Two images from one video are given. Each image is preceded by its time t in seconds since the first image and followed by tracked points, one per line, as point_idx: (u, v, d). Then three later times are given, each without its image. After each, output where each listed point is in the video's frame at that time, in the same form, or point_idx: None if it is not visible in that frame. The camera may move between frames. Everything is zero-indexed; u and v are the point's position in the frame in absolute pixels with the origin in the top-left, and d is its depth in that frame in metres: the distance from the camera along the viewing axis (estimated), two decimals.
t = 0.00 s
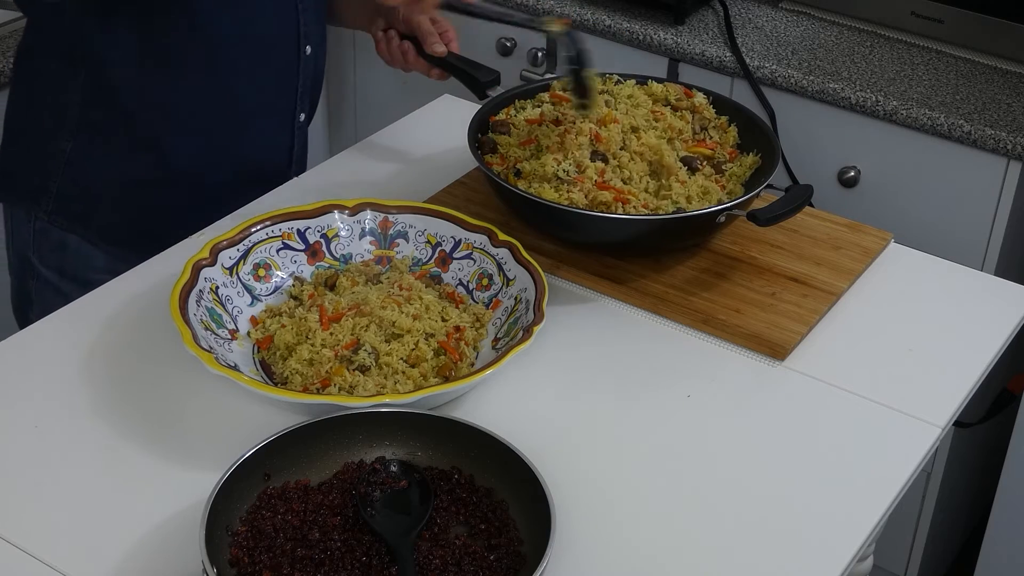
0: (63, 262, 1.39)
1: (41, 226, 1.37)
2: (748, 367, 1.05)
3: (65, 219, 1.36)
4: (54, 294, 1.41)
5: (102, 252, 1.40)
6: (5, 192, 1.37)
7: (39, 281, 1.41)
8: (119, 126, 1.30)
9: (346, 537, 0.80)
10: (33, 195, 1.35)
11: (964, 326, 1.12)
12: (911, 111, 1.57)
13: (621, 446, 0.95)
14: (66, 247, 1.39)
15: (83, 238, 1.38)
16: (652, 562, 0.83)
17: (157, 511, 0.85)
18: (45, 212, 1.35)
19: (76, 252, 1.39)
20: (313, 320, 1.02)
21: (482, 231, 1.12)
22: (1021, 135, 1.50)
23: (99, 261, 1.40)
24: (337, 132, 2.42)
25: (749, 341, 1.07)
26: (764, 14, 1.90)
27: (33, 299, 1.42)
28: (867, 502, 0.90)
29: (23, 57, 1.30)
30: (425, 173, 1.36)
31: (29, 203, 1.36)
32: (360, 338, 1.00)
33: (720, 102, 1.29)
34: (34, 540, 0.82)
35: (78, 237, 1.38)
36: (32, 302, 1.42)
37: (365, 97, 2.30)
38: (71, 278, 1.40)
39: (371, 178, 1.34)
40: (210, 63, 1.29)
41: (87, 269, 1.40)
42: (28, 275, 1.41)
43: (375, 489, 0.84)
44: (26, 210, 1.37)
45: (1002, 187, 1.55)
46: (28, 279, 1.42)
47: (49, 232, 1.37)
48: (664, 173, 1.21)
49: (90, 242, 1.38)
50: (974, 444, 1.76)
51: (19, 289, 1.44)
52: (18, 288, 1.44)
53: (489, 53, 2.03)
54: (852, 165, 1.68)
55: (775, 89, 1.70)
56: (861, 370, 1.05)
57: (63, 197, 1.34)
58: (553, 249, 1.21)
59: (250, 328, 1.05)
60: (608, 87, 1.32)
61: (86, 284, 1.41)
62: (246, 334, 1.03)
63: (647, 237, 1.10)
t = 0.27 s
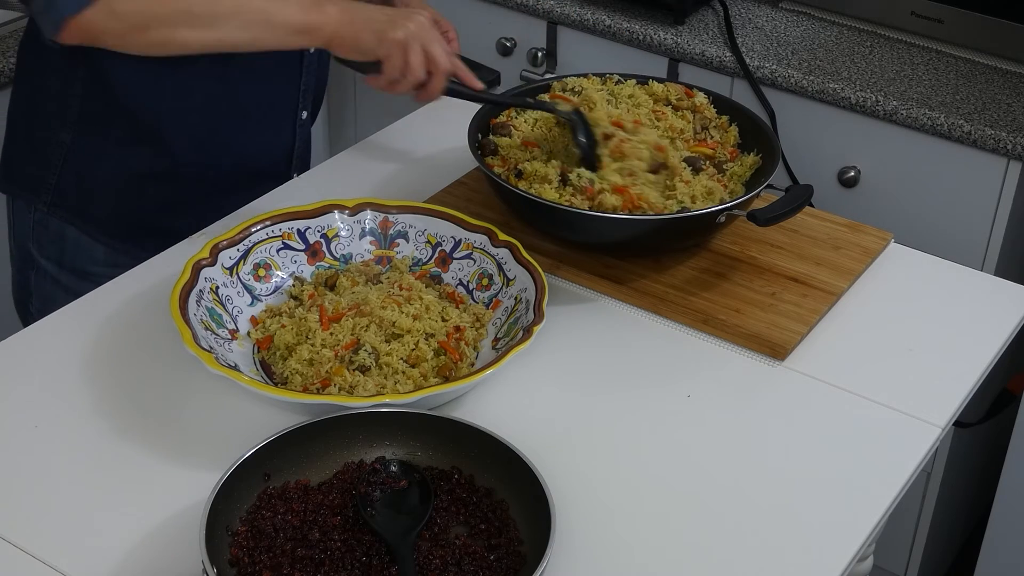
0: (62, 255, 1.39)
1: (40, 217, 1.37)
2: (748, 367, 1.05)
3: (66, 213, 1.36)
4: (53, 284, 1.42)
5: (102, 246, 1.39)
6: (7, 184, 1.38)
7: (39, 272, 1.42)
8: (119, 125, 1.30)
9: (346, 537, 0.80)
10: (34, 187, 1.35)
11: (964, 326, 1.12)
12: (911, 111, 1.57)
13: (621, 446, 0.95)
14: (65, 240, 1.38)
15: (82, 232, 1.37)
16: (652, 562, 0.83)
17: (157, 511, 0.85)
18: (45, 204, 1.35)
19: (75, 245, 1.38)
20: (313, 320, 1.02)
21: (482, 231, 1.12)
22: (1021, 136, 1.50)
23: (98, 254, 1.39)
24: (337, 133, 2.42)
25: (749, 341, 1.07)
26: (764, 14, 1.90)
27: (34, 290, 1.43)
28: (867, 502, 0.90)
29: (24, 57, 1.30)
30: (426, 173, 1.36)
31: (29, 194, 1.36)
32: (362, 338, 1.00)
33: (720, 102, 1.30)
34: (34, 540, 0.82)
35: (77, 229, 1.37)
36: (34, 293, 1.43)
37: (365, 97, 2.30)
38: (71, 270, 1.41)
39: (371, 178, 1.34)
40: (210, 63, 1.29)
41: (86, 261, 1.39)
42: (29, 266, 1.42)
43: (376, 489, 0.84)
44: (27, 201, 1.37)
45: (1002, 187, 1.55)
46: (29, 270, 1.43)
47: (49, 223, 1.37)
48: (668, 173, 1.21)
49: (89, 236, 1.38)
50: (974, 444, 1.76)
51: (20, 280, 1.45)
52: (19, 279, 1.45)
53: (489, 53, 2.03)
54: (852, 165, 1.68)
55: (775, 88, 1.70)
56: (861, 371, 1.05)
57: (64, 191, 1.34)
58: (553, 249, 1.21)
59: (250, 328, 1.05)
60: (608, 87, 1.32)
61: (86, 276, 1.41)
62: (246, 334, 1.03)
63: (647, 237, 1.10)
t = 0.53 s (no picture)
0: (59, 247, 1.39)
1: (37, 209, 1.38)
2: (748, 367, 1.05)
3: (64, 206, 1.36)
4: (51, 279, 1.41)
5: (97, 238, 1.39)
6: (8, 177, 1.39)
7: (37, 266, 1.41)
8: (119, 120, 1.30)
9: (346, 537, 0.80)
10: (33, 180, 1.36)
11: (964, 326, 1.12)
12: (911, 111, 1.57)
13: (622, 446, 0.94)
14: (61, 232, 1.39)
15: (78, 224, 1.38)
16: (650, 561, 0.83)
17: (157, 510, 0.85)
18: (42, 196, 1.36)
19: (71, 238, 1.39)
20: (313, 320, 1.02)
21: (482, 231, 1.12)
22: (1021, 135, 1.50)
23: (95, 247, 1.39)
24: (338, 133, 2.42)
25: (749, 341, 1.07)
26: (764, 14, 1.90)
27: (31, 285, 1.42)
28: (867, 502, 0.89)
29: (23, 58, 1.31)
30: (426, 173, 1.36)
31: (28, 186, 1.37)
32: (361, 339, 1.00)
33: (720, 102, 1.30)
34: (34, 540, 0.82)
35: (73, 222, 1.38)
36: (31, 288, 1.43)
37: (365, 97, 2.30)
38: (67, 264, 1.40)
39: (371, 178, 1.33)
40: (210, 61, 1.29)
41: (84, 255, 1.39)
42: (27, 260, 1.42)
43: (376, 489, 0.84)
44: (25, 193, 1.38)
45: (1002, 187, 1.55)
46: (27, 264, 1.42)
47: (45, 215, 1.38)
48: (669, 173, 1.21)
49: (85, 229, 1.38)
50: (974, 444, 1.76)
51: (19, 274, 1.44)
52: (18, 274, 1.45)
53: (489, 53, 2.03)
54: (852, 165, 1.68)
55: (775, 89, 1.70)
56: (861, 370, 1.05)
57: (60, 183, 1.35)
58: (553, 249, 1.20)
59: (250, 328, 1.05)
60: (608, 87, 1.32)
61: (82, 270, 1.40)
62: (246, 334, 1.03)
63: (647, 237, 1.10)
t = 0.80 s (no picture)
0: (67, 234, 1.38)
1: (46, 196, 1.38)
2: (748, 367, 1.05)
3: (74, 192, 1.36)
4: (59, 268, 1.40)
5: (106, 224, 1.38)
6: (18, 166, 1.39)
7: (45, 255, 1.40)
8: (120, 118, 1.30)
9: (346, 537, 0.80)
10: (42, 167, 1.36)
11: (965, 326, 1.12)
12: (911, 111, 1.57)
13: (622, 446, 0.94)
14: (70, 219, 1.38)
15: (87, 210, 1.37)
16: (651, 561, 0.83)
17: (157, 509, 0.85)
18: (52, 181, 1.36)
19: (79, 225, 1.38)
20: (312, 320, 1.02)
21: (482, 231, 1.12)
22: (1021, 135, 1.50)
23: (104, 235, 1.39)
24: (338, 133, 2.42)
25: (750, 341, 1.07)
26: (764, 14, 1.90)
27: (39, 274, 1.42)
28: (867, 502, 0.89)
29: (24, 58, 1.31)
30: (426, 173, 1.36)
31: (38, 173, 1.37)
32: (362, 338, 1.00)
33: (721, 102, 1.30)
34: (34, 540, 0.82)
35: (81, 209, 1.37)
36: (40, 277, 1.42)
37: (365, 97, 2.30)
38: (75, 252, 1.39)
39: (371, 178, 1.33)
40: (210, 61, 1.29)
41: (91, 243, 1.39)
42: (36, 249, 1.41)
43: (376, 489, 0.84)
44: (34, 180, 1.38)
45: (1002, 187, 1.55)
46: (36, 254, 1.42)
47: (53, 204, 1.38)
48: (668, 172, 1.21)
49: (95, 213, 1.37)
50: (975, 444, 1.76)
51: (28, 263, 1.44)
52: (27, 264, 1.44)
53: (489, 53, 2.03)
54: (852, 165, 1.68)
55: (775, 89, 1.70)
56: (862, 370, 1.05)
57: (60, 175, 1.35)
58: (553, 249, 1.20)
59: (250, 328, 1.05)
60: (608, 87, 1.32)
61: (90, 258, 1.40)
62: (246, 334, 1.03)
63: (647, 237, 1.10)
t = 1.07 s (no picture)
0: (76, 234, 1.38)
1: (54, 195, 1.37)
2: (748, 367, 1.05)
3: (83, 189, 1.35)
4: (65, 268, 1.40)
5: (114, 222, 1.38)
6: (25, 162, 1.37)
7: (53, 254, 1.40)
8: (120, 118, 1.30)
9: (346, 537, 0.80)
10: (52, 164, 1.35)
11: (965, 326, 1.12)
12: (911, 111, 1.57)
13: (622, 446, 0.95)
14: (78, 218, 1.37)
15: (96, 208, 1.37)
16: (652, 561, 0.83)
17: (157, 509, 0.85)
18: (61, 178, 1.35)
19: (88, 224, 1.37)
20: (312, 320, 1.02)
21: (482, 231, 1.12)
22: (1021, 135, 1.50)
23: (112, 235, 1.39)
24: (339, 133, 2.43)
25: (750, 341, 1.07)
26: (764, 14, 1.90)
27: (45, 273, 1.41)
28: (867, 501, 0.90)
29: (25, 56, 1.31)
30: (426, 173, 1.36)
31: (47, 170, 1.35)
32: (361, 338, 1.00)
33: (721, 102, 1.30)
34: (35, 539, 0.82)
35: (91, 207, 1.37)
36: (46, 275, 1.41)
37: (365, 97, 2.30)
38: (83, 251, 1.39)
39: (371, 178, 1.34)
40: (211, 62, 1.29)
41: (100, 243, 1.39)
42: (40, 248, 1.40)
43: (376, 489, 0.84)
44: (41, 177, 1.36)
45: (1002, 186, 1.55)
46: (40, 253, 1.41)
47: (62, 202, 1.37)
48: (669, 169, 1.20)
49: (104, 212, 1.37)
50: (975, 444, 1.76)
51: (33, 263, 1.43)
52: (31, 262, 1.43)
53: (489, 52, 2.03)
54: (852, 165, 1.68)
55: (775, 88, 1.70)
56: (861, 370, 1.05)
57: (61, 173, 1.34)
58: (553, 249, 1.20)
59: (250, 328, 1.05)
60: (609, 87, 1.32)
61: (97, 258, 1.40)
62: (245, 334, 1.03)
63: (646, 237, 1.10)
